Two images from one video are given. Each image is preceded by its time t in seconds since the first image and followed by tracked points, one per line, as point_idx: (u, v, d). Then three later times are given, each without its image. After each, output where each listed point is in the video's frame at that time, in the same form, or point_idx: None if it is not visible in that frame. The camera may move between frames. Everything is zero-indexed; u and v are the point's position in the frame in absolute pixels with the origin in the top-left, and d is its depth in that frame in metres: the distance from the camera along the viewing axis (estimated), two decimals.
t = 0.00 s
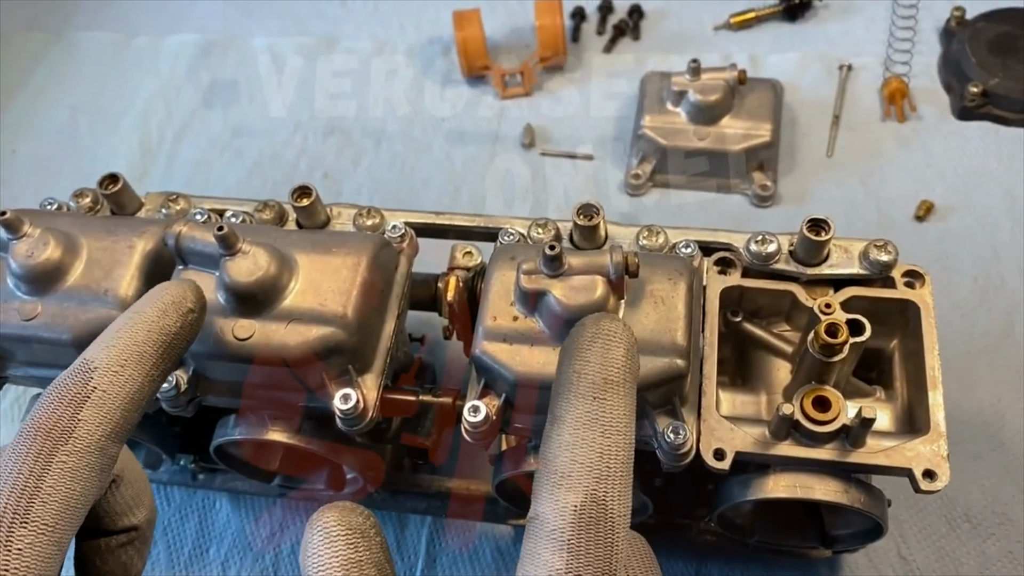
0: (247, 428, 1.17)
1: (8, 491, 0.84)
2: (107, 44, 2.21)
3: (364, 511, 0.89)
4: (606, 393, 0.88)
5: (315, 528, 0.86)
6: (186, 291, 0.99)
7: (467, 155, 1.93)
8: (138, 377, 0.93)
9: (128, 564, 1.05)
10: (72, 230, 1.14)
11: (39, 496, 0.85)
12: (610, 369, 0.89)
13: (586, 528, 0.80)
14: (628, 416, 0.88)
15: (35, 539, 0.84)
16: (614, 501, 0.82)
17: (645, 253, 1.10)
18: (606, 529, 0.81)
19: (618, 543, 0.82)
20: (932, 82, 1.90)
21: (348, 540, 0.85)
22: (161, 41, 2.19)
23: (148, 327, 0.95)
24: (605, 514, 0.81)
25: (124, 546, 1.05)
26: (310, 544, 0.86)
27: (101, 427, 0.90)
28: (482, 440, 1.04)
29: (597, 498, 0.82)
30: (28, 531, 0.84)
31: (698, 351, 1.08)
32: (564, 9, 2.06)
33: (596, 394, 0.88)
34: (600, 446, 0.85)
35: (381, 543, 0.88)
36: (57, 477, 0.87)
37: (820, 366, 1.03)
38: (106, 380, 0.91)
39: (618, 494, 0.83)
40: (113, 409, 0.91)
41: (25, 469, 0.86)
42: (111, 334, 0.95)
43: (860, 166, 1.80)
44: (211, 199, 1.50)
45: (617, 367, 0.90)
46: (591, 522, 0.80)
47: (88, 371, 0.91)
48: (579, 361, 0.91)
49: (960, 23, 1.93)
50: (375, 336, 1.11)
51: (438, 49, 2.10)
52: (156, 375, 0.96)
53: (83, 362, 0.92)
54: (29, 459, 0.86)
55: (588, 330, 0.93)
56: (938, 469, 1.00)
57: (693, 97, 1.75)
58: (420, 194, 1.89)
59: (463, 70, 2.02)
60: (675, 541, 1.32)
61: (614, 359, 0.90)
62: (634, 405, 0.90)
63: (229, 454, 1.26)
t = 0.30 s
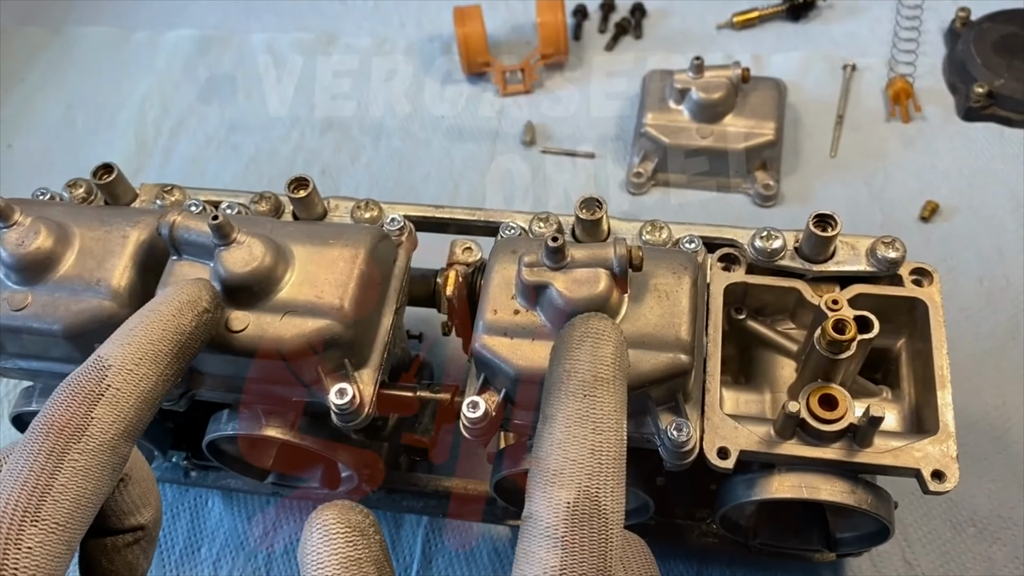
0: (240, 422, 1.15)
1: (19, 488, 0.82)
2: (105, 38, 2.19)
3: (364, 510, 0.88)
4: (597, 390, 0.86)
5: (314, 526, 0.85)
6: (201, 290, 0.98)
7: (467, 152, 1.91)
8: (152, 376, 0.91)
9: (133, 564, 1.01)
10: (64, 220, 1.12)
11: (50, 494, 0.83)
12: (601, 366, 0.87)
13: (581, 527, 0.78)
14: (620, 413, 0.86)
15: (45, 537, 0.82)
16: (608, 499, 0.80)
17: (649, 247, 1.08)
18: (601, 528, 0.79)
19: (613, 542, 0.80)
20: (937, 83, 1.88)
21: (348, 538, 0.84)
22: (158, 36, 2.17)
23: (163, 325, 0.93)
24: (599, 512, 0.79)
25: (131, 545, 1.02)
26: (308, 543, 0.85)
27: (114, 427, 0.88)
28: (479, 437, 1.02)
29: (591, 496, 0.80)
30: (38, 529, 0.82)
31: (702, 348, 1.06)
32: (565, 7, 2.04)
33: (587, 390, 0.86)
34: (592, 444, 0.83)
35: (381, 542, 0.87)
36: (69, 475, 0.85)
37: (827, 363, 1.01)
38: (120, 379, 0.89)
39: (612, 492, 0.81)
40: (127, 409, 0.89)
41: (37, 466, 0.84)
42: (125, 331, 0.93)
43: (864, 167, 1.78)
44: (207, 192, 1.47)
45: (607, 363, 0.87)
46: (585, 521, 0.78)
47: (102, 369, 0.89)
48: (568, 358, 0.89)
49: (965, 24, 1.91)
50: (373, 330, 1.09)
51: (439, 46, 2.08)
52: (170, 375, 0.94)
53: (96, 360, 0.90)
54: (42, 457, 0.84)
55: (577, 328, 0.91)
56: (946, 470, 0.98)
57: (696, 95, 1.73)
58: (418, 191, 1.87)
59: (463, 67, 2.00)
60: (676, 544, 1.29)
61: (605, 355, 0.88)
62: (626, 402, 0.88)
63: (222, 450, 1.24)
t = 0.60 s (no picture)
0: (231, 422, 1.14)
1: (25, 500, 0.80)
2: (100, 34, 2.17)
3: (385, 508, 0.88)
4: (582, 397, 0.85)
5: (340, 521, 0.85)
6: (202, 300, 0.98)
7: (463, 152, 1.90)
8: (159, 390, 0.91)
9: (123, 566, 1.00)
10: (55, 217, 1.10)
11: (58, 506, 0.81)
12: (585, 373, 0.87)
13: (573, 534, 0.77)
14: (608, 417, 0.85)
15: (51, 550, 0.80)
16: (599, 504, 0.79)
17: (644, 249, 1.07)
18: (593, 534, 0.78)
19: (608, 548, 0.79)
20: (935, 86, 1.88)
21: (369, 536, 0.84)
22: (153, 33, 2.16)
23: (170, 339, 0.93)
24: (590, 518, 0.78)
25: (122, 549, 1.00)
26: (333, 537, 0.85)
27: (122, 440, 0.87)
28: (472, 439, 1.02)
29: (581, 502, 0.79)
30: (45, 542, 0.80)
31: (698, 351, 1.05)
32: (563, 7, 2.03)
33: (572, 398, 0.85)
34: (580, 450, 0.82)
35: (400, 542, 0.87)
36: (77, 487, 0.83)
37: (823, 367, 1.00)
38: (129, 393, 0.89)
39: (604, 497, 0.80)
40: (135, 422, 0.88)
41: (44, 478, 0.82)
42: (129, 344, 0.92)
43: (861, 169, 1.78)
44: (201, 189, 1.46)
45: (591, 370, 0.87)
46: (576, 528, 0.77)
47: (109, 382, 0.88)
48: (553, 368, 0.88)
49: (963, 28, 1.91)
50: (365, 330, 1.08)
51: (436, 45, 2.07)
52: (174, 388, 0.94)
53: (102, 372, 0.89)
54: (50, 469, 0.82)
55: (560, 338, 0.91)
56: (942, 475, 0.97)
57: (693, 96, 1.72)
58: (414, 190, 1.86)
59: (460, 67, 1.99)
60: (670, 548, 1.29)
61: (588, 362, 0.88)
62: (614, 407, 0.87)
63: (214, 451, 1.23)
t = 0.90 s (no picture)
0: (231, 410, 1.14)
1: (24, 475, 0.80)
2: (100, 24, 2.17)
3: (394, 478, 0.94)
4: (575, 374, 0.85)
5: (346, 486, 0.91)
6: (210, 285, 0.98)
7: (464, 144, 1.90)
8: (164, 371, 0.91)
9: (113, 550, 1.00)
10: (54, 203, 1.10)
11: (56, 483, 0.81)
12: (580, 352, 0.87)
13: (560, 505, 0.77)
14: (602, 396, 0.85)
15: (47, 527, 0.80)
16: (588, 477, 0.79)
17: (646, 238, 1.07)
18: (580, 505, 0.77)
19: (596, 521, 0.78)
20: (937, 81, 1.87)
21: (372, 498, 0.90)
22: (154, 22, 2.15)
23: (176, 320, 0.93)
24: (578, 490, 0.78)
25: (113, 531, 1.00)
26: (338, 500, 0.91)
27: (125, 418, 0.87)
28: (472, 428, 1.01)
29: (569, 473, 0.78)
30: (42, 519, 0.80)
31: (698, 341, 1.05)
32: None
33: (565, 375, 0.85)
34: (571, 424, 0.82)
35: (403, 510, 0.92)
36: (76, 465, 0.83)
37: (824, 357, 1.00)
38: (133, 371, 0.88)
39: (593, 471, 0.79)
40: (139, 401, 0.88)
41: (43, 455, 0.81)
42: (135, 322, 0.92)
43: (863, 163, 1.77)
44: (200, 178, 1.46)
45: (586, 349, 0.87)
46: (563, 499, 0.77)
47: (114, 359, 0.88)
48: (548, 349, 0.89)
49: (966, 22, 1.90)
50: (365, 318, 1.07)
51: (437, 37, 2.06)
52: (177, 370, 0.93)
53: (107, 349, 0.89)
54: (50, 444, 0.82)
55: (557, 321, 0.92)
56: (942, 466, 0.97)
57: (695, 89, 1.72)
58: (414, 181, 1.86)
59: (461, 58, 1.99)
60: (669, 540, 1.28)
61: (583, 342, 0.88)
62: (608, 386, 0.87)
63: (213, 440, 1.23)
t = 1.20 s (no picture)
0: (234, 398, 1.14)
1: (23, 471, 0.80)
2: (106, 13, 2.17)
3: (382, 462, 0.95)
4: (579, 358, 0.85)
5: (336, 469, 0.92)
6: (227, 290, 0.98)
7: (469, 137, 1.90)
8: (170, 372, 0.91)
9: (120, 541, 1.01)
10: (61, 190, 1.10)
11: (54, 481, 0.81)
12: (584, 337, 0.87)
13: (559, 486, 0.77)
14: (605, 381, 0.85)
15: (43, 525, 0.80)
16: (588, 460, 0.79)
17: (651, 231, 1.07)
18: (580, 488, 0.77)
19: (595, 504, 0.78)
20: (944, 78, 1.87)
21: (362, 482, 0.91)
22: (160, 13, 2.15)
23: (186, 322, 0.93)
24: (578, 472, 0.78)
25: (119, 524, 1.01)
26: (326, 484, 0.92)
27: (127, 419, 0.87)
28: (475, 418, 1.02)
29: (569, 456, 0.79)
30: (38, 516, 0.80)
31: (702, 334, 1.05)
32: None
33: (569, 359, 0.86)
34: (572, 408, 0.82)
35: (393, 494, 0.94)
36: (76, 464, 0.83)
37: (828, 351, 1.00)
38: (139, 371, 0.88)
39: (593, 455, 0.80)
40: (142, 402, 0.88)
41: (44, 452, 0.82)
42: (145, 323, 0.92)
43: (868, 159, 1.77)
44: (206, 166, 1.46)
45: (590, 334, 0.88)
46: (563, 481, 0.77)
47: (120, 357, 0.88)
48: (552, 333, 0.89)
49: (973, 20, 1.89)
50: (370, 308, 1.08)
51: (443, 29, 2.06)
52: (185, 372, 0.94)
53: (115, 347, 0.89)
54: (51, 441, 0.82)
55: (562, 307, 0.92)
56: (946, 461, 0.97)
57: (701, 83, 1.72)
58: (419, 173, 1.86)
59: (467, 50, 1.99)
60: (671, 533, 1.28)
61: (587, 328, 0.89)
62: (611, 371, 0.87)
63: (216, 428, 1.23)
